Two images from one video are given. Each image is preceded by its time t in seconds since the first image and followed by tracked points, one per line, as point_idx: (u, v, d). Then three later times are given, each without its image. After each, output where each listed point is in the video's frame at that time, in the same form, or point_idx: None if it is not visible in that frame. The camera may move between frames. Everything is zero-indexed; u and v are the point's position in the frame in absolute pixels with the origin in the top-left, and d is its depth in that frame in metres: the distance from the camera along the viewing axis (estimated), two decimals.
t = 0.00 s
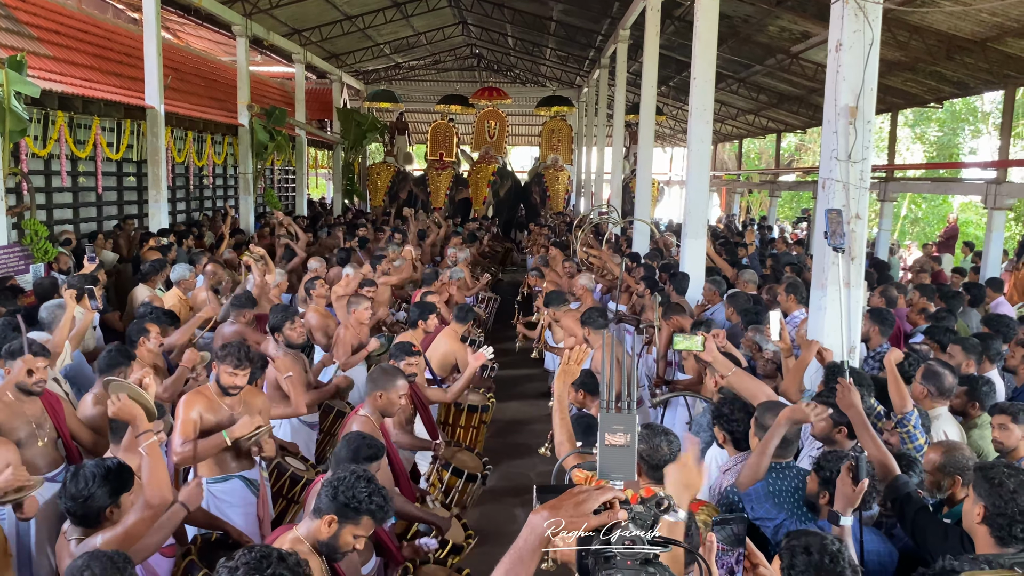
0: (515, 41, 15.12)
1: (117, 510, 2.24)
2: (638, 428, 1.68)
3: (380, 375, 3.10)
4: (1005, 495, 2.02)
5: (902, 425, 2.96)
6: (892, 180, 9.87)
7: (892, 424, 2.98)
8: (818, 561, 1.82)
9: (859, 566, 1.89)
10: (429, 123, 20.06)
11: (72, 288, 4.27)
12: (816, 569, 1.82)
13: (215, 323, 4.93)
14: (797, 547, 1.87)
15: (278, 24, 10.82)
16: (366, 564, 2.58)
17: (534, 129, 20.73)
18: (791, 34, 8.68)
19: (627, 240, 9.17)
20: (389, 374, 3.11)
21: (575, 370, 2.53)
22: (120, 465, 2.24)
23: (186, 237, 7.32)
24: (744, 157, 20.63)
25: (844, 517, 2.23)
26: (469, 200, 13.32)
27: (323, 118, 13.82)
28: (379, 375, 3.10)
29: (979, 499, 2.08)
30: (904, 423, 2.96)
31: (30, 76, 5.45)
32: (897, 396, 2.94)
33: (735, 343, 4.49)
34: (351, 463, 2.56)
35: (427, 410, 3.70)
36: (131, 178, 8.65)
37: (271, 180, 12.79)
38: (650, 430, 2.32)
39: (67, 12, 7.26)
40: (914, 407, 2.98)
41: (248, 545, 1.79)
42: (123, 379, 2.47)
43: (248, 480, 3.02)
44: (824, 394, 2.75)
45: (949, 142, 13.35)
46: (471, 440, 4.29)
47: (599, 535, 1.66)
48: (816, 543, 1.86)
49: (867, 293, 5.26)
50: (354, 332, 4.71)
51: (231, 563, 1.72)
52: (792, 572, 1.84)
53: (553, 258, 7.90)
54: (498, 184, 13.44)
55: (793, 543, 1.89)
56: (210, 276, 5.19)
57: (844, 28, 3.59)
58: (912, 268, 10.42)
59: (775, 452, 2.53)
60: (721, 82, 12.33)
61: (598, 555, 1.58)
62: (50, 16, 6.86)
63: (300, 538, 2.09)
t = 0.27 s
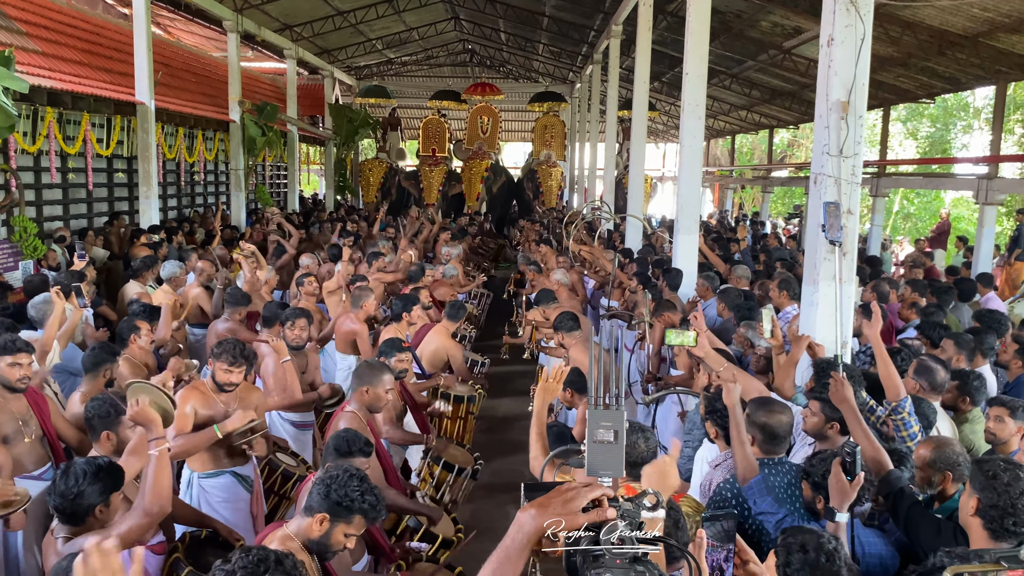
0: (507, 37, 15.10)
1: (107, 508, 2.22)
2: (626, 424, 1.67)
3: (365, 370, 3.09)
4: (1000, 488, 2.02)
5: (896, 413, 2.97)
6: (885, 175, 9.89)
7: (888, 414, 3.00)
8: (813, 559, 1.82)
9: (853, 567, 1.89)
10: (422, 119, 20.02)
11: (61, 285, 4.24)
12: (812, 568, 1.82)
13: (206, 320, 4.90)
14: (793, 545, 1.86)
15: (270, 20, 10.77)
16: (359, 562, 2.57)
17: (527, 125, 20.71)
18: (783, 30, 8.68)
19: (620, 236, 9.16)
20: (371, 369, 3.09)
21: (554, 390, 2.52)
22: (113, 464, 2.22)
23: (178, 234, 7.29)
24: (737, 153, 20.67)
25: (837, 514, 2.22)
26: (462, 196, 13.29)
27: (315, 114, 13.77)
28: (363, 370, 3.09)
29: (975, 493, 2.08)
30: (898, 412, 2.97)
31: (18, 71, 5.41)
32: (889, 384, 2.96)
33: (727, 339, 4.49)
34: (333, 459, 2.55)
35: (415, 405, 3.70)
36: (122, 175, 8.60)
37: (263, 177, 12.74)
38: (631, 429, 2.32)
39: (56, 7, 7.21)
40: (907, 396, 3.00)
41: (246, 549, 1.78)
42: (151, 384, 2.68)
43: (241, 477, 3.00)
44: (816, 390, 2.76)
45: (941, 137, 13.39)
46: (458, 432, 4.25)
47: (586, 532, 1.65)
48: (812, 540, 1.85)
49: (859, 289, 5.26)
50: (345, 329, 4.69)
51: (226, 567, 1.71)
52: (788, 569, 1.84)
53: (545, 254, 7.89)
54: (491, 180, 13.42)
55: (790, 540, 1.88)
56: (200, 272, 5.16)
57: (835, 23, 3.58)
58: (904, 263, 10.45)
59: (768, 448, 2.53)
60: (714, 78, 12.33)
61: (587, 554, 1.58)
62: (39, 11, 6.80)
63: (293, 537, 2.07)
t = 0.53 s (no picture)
0: (502, 33, 15.08)
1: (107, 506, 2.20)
2: (616, 422, 1.67)
3: (357, 367, 3.08)
4: (998, 484, 2.03)
5: (896, 418, 2.96)
6: (879, 171, 9.90)
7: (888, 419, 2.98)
8: (808, 556, 1.83)
9: (847, 564, 1.89)
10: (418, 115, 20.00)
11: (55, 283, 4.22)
12: (806, 564, 1.82)
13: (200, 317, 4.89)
14: (788, 541, 1.86)
15: (264, 16, 10.74)
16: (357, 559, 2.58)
17: (523, 121, 20.70)
18: (778, 26, 8.68)
19: (615, 232, 9.16)
20: (360, 366, 3.09)
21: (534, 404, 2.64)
22: (113, 462, 2.22)
23: (173, 231, 7.27)
24: (732, 149, 20.69)
25: (821, 513, 2.25)
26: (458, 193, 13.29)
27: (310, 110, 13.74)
28: (353, 367, 3.08)
29: (973, 489, 2.08)
30: (898, 417, 2.96)
31: (11, 68, 5.38)
32: (886, 389, 2.96)
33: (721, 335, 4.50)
34: (328, 454, 2.55)
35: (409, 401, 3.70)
36: (116, 172, 8.57)
37: (258, 174, 12.72)
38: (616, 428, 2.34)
39: (49, 3, 7.17)
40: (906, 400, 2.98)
41: (239, 549, 1.77)
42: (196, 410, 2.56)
43: (237, 474, 2.99)
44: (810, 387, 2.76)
45: (936, 133, 13.42)
46: (448, 427, 4.22)
47: (581, 532, 1.65)
48: (806, 538, 1.86)
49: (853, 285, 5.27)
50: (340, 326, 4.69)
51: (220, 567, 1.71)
52: (782, 565, 1.84)
53: (541, 251, 7.89)
54: (487, 176, 13.41)
55: (785, 536, 1.88)
56: (195, 270, 5.15)
57: (829, 19, 3.58)
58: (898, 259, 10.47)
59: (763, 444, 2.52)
60: (709, 74, 12.33)
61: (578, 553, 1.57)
62: (32, 7, 6.77)
63: (287, 535, 2.06)
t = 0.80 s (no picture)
0: (500, 31, 15.08)
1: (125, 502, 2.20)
2: (615, 420, 1.68)
3: (352, 366, 3.09)
4: (1000, 482, 2.04)
5: (893, 430, 2.97)
6: (876, 169, 9.92)
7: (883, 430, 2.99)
8: (807, 554, 1.84)
9: (845, 561, 1.91)
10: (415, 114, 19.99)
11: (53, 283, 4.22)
12: (804, 562, 1.83)
13: (198, 317, 4.89)
14: (785, 539, 1.87)
15: (261, 15, 10.72)
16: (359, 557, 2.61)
17: (520, 120, 20.70)
18: (775, 24, 8.68)
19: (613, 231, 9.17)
20: (354, 366, 3.10)
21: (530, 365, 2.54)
22: (129, 461, 2.24)
23: (170, 230, 7.26)
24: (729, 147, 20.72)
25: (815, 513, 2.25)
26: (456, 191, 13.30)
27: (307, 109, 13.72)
28: (348, 366, 3.09)
29: (974, 485, 2.09)
30: (896, 429, 2.96)
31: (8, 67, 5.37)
32: (884, 406, 2.95)
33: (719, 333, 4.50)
34: (329, 453, 2.56)
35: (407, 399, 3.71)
36: (113, 171, 8.56)
37: (255, 172, 12.70)
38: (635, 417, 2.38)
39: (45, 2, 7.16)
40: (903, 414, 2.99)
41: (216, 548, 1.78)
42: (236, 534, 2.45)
43: (237, 474, 3.00)
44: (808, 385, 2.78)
45: (933, 131, 13.45)
46: (445, 425, 4.27)
47: (580, 532, 1.65)
48: (804, 535, 1.87)
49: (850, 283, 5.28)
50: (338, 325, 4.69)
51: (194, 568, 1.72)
52: (780, 564, 1.85)
53: (539, 250, 7.90)
54: (484, 175, 13.41)
55: (782, 534, 1.90)
56: (192, 269, 5.15)
57: (826, 18, 3.59)
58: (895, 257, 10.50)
59: (761, 443, 2.54)
60: (707, 72, 12.34)
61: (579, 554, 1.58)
62: (28, 6, 6.75)
63: (286, 535, 2.07)
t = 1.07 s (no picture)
0: (497, 27, 15.03)
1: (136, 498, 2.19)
2: (614, 415, 1.67)
3: (347, 361, 3.08)
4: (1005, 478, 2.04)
5: (885, 420, 3.00)
6: (874, 165, 9.91)
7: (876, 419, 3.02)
8: (805, 551, 1.82)
9: (843, 557, 1.90)
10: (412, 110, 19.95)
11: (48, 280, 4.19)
12: (803, 557, 1.82)
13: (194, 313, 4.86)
14: (784, 535, 1.86)
15: (257, 11, 10.67)
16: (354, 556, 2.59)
17: (517, 115, 20.67)
18: (774, 20, 8.66)
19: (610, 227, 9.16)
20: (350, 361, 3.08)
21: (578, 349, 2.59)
22: (140, 458, 2.22)
23: (166, 226, 7.24)
24: (726, 143, 20.71)
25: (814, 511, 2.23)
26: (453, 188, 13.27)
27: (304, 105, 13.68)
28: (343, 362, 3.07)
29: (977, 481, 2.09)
30: (887, 419, 2.99)
31: (2, 62, 5.34)
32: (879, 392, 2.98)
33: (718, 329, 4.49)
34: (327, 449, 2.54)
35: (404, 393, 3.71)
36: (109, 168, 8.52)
37: (252, 169, 12.67)
38: (648, 416, 2.35)
39: None
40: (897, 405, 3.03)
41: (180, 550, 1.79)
42: None
43: (234, 471, 2.98)
44: (807, 381, 2.77)
45: (930, 127, 13.45)
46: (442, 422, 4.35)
47: (579, 530, 1.63)
48: (802, 531, 1.86)
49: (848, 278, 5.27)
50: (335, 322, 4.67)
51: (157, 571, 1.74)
52: (778, 560, 1.84)
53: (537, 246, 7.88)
54: (482, 171, 13.37)
55: (781, 531, 1.89)
56: (189, 265, 5.12)
57: (826, 12, 3.57)
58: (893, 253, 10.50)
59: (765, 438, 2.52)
60: (704, 68, 12.31)
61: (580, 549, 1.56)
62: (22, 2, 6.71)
63: (280, 534, 2.05)
